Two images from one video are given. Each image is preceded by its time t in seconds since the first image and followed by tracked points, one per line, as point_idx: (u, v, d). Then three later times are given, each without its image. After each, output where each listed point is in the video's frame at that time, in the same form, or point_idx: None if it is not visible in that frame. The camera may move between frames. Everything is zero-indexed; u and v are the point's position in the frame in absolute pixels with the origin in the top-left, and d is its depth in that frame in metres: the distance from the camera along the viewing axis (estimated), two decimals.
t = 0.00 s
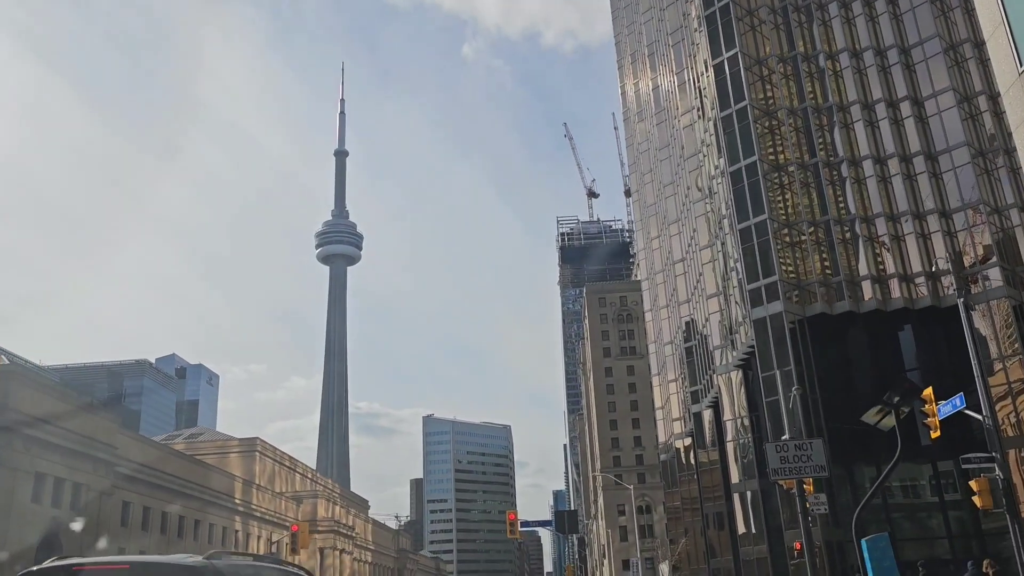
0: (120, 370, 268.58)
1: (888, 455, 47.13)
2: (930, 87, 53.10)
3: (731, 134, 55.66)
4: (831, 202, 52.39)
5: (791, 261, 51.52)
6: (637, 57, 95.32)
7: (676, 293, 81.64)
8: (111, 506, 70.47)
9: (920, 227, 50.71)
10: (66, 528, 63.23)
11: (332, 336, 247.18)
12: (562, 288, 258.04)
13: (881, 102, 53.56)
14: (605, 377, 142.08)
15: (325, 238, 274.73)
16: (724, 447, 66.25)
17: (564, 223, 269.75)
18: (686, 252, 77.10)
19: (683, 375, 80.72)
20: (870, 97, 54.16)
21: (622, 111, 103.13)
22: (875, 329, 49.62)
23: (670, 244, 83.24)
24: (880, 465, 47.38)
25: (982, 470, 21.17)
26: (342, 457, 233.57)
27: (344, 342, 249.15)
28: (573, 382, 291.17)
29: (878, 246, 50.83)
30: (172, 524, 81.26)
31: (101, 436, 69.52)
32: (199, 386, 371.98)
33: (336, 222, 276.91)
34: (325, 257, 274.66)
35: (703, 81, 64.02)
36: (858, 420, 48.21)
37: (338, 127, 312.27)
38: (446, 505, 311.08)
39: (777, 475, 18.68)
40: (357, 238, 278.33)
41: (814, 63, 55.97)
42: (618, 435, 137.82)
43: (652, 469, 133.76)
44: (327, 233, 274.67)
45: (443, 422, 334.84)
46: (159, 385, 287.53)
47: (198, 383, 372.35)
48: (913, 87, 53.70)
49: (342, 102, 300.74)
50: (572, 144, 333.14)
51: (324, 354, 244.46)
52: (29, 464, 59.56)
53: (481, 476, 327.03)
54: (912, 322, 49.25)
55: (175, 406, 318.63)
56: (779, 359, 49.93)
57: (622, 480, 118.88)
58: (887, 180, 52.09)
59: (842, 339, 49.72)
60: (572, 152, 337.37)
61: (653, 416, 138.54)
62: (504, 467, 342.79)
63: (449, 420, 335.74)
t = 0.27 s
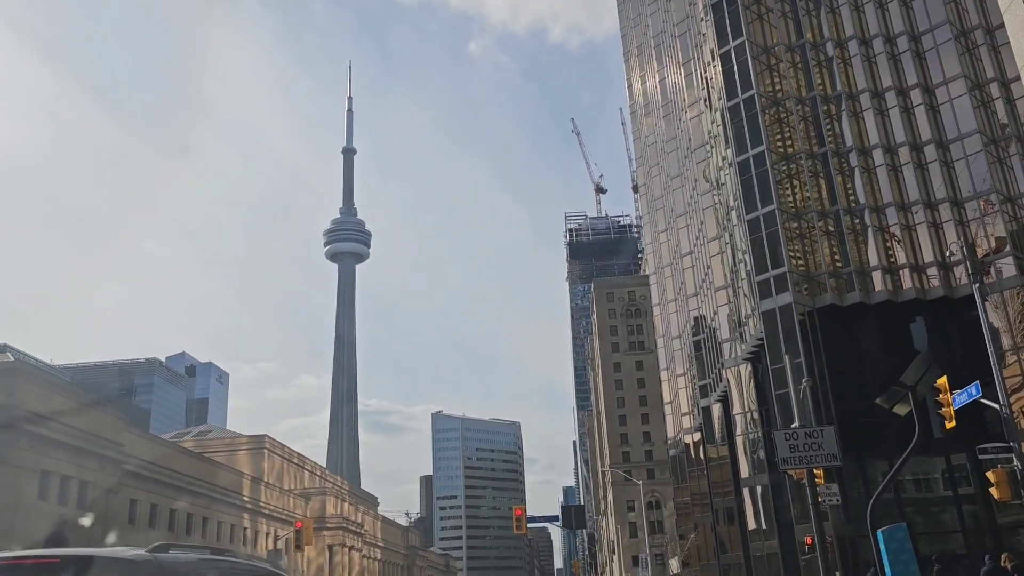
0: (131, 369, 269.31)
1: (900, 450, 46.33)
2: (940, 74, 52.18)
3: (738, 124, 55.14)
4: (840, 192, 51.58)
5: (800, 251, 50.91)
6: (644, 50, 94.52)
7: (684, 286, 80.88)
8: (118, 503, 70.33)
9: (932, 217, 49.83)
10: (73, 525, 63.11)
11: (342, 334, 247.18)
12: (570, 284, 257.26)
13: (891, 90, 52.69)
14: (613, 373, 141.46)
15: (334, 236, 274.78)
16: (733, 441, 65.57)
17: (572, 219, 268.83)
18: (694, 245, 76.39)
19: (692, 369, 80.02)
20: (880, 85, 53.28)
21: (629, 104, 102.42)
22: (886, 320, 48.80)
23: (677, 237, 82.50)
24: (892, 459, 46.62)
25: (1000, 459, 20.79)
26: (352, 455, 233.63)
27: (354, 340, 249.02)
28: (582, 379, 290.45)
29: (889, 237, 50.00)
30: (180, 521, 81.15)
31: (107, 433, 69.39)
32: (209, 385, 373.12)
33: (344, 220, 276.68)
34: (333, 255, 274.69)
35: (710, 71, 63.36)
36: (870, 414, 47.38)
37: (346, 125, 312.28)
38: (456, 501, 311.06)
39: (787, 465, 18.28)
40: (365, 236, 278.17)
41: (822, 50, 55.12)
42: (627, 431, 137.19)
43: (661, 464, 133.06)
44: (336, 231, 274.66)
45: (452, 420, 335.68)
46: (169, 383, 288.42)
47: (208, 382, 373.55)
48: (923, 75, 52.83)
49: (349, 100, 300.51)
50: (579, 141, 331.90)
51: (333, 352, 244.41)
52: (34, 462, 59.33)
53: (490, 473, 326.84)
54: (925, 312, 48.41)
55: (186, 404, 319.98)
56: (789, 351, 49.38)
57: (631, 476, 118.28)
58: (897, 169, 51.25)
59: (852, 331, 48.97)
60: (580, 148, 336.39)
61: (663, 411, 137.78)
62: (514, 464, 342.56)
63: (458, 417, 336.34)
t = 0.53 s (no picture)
0: (144, 370, 270.38)
1: (914, 445, 45.84)
2: (954, 62, 51.31)
3: (748, 115, 54.30)
4: (852, 183, 50.72)
5: (812, 243, 50.06)
6: (652, 44, 93.74)
7: (694, 281, 80.06)
8: (126, 502, 70.20)
9: (946, 207, 48.94)
10: (81, 525, 63.00)
11: (353, 333, 247.33)
12: (581, 281, 256.53)
13: (904, 79, 51.77)
14: (624, 370, 140.76)
15: (344, 235, 274.87)
16: (745, 438, 64.75)
17: (583, 216, 267.96)
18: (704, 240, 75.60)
19: (703, 366, 79.18)
20: (892, 74, 52.40)
21: (638, 99, 101.61)
22: (900, 313, 48.01)
23: (687, 232, 81.68)
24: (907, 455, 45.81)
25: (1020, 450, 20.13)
26: (364, 454, 233.73)
27: (365, 340, 249.10)
28: (593, 377, 289.65)
29: (902, 228, 49.13)
30: (189, 520, 81.00)
31: (115, 433, 69.25)
32: (222, 385, 374.32)
33: (355, 220, 276.85)
34: (344, 255, 274.82)
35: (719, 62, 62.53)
36: (884, 408, 46.57)
37: (355, 124, 312.49)
38: (468, 500, 310.88)
39: (799, 455, 17.75)
40: (376, 236, 278.26)
41: (833, 39, 54.25)
42: (638, 428, 136.45)
43: (673, 461, 132.29)
44: (346, 231, 274.84)
45: (464, 418, 335.53)
46: (182, 383, 289.36)
47: (220, 382, 374.79)
48: (936, 63, 51.94)
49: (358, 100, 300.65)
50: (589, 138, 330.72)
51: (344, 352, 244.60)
52: (41, 461, 59.15)
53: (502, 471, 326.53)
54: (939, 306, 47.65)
55: (199, 404, 321.00)
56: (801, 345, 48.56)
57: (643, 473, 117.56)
58: (911, 159, 50.35)
59: (865, 324, 48.17)
60: (590, 146, 335.33)
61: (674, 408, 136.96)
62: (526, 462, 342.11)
63: (470, 416, 336.18)
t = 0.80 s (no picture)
0: (158, 374, 271.34)
1: (933, 443, 44.84)
2: (969, 53, 50.43)
3: (759, 108, 53.61)
4: (866, 175, 49.86)
5: (825, 238, 49.29)
6: (662, 40, 93.06)
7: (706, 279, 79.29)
8: (138, 506, 70.00)
9: (963, 199, 48.06)
10: (93, 529, 62.80)
11: (365, 336, 247.38)
12: (592, 282, 255.92)
13: (918, 70, 50.90)
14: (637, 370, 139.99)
15: (356, 238, 275.08)
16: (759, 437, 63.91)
17: (594, 217, 267.01)
18: (716, 237, 74.84)
19: (716, 365, 78.36)
20: (906, 65, 51.55)
21: (648, 97, 100.88)
22: (916, 308, 47.14)
23: (699, 230, 80.88)
24: (926, 452, 44.93)
25: None
26: (377, 457, 233.61)
27: (377, 342, 249.08)
28: (606, 377, 288.63)
29: (918, 221, 48.26)
30: (201, 523, 80.81)
31: (126, 436, 69.05)
32: (236, 389, 375.46)
33: (366, 223, 277.23)
34: (356, 258, 275.02)
35: (729, 56, 61.83)
36: (901, 406, 45.69)
37: (366, 127, 312.88)
38: (481, 502, 310.47)
39: (815, 448, 17.21)
40: (387, 238, 278.48)
41: (845, 31, 53.41)
42: (651, 429, 135.60)
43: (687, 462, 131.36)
44: (358, 234, 275.05)
45: (477, 420, 335.20)
46: (196, 387, 290.27)
47: (234, 385, 375.92)
48: (950, 53, 51.03)
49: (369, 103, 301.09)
50: (600, 138, 329.92)
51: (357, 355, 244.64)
52: (52, 464, 58.93)
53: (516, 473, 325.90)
54: (957, 301, 46.74)
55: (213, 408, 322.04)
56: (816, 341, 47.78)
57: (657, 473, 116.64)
58: (926, 151, 49.48)
59: (881, 320, 47.30)
60: (600, 146, 334.56)
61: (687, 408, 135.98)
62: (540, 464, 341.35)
63: (483, 417, 335.80)
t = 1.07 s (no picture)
0: (174, 380, 272.53)
1: (954, 442, 43.99)
2: (984, 44, 49.59)
3: (771, 103, 53.03)
4: (881, 169, 49.04)
5: (840, 233, 48.58)
6: (672, 39, 92.50)
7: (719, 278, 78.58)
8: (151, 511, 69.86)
9: (980, 193, 47.22)
10: (106, 534, 62.69)
11: (379, 340, 247.48)
12: (605, 284, 255.00)
13: (933, 62, 50.10)
14: (651, 371, 139.15)
15: (369, 243, 275.39)
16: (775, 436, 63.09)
17: (606, 218, 266.07)
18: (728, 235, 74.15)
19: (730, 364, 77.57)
20: (920, 58, 50.75)
21: (659, 96, 100.24)
22: (935, 305, 46.32)
23: (711, 228, 80.15)
24: (946, 452, 44.07)
25: None
26: (392, 461, 233.44)
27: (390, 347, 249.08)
28: (620, 379, 287.40)
29: (934, 216, 47.44)
30: (215, 528, 80.68)
31: (139, 441, 68.95)
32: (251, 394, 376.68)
33: (379, 228, 277.54)
34: (369, 262, 275.26)
35: (740, 52, 61.24)
36: (920, 404, 44.87)
37: (378, 132, 313.44)
38: (497, 505, 309.82)
39: (834, 442, 16.73)
40: (400, 243, 278.69)
41: (857, 24, 52.64)
42: (666, 430, 134.67)
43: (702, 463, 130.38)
44: (371, 239, 275.33)
45: (491, 423, 334.66)
46: (212, 393, 291.34)
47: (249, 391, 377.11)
48: (965, 44, 50.18)
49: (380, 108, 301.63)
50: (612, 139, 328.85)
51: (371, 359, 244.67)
52: (64, 470, 58.85)
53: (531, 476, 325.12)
54: (976, 297, 45.85)
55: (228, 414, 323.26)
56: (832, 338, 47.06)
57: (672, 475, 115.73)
58: (942, 144, 48.65)
59: (899, 317, 46.48)
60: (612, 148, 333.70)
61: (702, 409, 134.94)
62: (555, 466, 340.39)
63: (497, 420, 335.21)
